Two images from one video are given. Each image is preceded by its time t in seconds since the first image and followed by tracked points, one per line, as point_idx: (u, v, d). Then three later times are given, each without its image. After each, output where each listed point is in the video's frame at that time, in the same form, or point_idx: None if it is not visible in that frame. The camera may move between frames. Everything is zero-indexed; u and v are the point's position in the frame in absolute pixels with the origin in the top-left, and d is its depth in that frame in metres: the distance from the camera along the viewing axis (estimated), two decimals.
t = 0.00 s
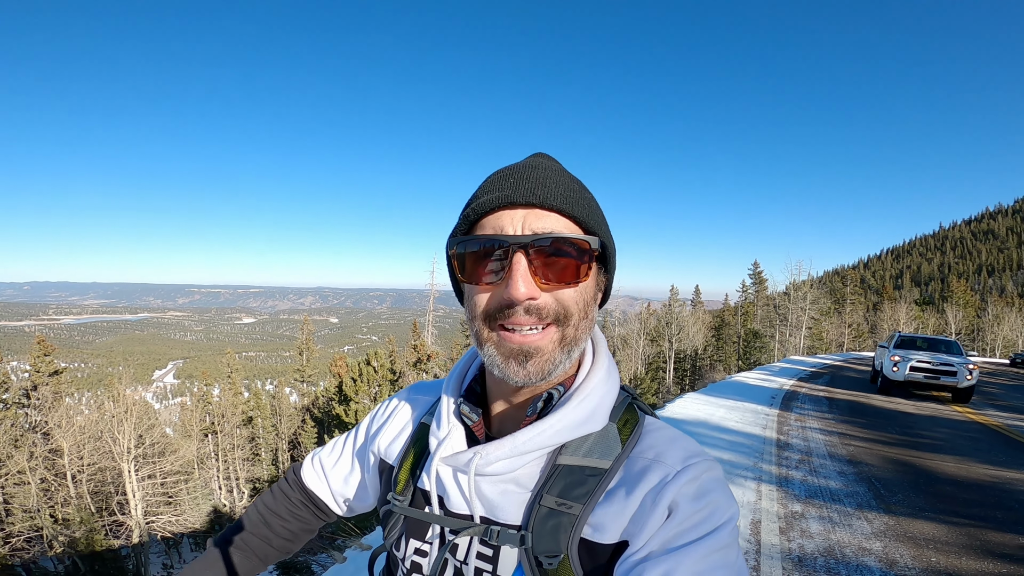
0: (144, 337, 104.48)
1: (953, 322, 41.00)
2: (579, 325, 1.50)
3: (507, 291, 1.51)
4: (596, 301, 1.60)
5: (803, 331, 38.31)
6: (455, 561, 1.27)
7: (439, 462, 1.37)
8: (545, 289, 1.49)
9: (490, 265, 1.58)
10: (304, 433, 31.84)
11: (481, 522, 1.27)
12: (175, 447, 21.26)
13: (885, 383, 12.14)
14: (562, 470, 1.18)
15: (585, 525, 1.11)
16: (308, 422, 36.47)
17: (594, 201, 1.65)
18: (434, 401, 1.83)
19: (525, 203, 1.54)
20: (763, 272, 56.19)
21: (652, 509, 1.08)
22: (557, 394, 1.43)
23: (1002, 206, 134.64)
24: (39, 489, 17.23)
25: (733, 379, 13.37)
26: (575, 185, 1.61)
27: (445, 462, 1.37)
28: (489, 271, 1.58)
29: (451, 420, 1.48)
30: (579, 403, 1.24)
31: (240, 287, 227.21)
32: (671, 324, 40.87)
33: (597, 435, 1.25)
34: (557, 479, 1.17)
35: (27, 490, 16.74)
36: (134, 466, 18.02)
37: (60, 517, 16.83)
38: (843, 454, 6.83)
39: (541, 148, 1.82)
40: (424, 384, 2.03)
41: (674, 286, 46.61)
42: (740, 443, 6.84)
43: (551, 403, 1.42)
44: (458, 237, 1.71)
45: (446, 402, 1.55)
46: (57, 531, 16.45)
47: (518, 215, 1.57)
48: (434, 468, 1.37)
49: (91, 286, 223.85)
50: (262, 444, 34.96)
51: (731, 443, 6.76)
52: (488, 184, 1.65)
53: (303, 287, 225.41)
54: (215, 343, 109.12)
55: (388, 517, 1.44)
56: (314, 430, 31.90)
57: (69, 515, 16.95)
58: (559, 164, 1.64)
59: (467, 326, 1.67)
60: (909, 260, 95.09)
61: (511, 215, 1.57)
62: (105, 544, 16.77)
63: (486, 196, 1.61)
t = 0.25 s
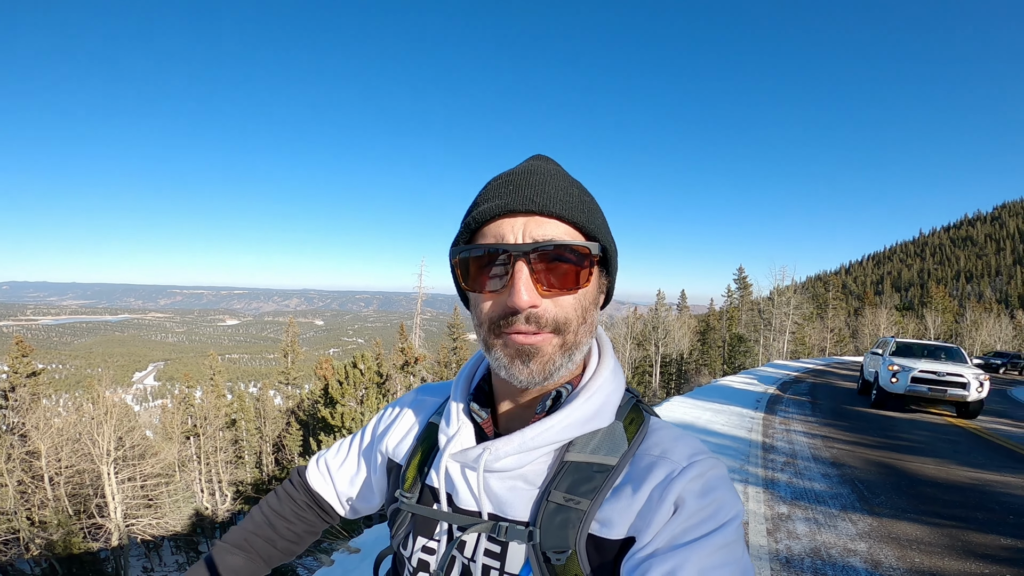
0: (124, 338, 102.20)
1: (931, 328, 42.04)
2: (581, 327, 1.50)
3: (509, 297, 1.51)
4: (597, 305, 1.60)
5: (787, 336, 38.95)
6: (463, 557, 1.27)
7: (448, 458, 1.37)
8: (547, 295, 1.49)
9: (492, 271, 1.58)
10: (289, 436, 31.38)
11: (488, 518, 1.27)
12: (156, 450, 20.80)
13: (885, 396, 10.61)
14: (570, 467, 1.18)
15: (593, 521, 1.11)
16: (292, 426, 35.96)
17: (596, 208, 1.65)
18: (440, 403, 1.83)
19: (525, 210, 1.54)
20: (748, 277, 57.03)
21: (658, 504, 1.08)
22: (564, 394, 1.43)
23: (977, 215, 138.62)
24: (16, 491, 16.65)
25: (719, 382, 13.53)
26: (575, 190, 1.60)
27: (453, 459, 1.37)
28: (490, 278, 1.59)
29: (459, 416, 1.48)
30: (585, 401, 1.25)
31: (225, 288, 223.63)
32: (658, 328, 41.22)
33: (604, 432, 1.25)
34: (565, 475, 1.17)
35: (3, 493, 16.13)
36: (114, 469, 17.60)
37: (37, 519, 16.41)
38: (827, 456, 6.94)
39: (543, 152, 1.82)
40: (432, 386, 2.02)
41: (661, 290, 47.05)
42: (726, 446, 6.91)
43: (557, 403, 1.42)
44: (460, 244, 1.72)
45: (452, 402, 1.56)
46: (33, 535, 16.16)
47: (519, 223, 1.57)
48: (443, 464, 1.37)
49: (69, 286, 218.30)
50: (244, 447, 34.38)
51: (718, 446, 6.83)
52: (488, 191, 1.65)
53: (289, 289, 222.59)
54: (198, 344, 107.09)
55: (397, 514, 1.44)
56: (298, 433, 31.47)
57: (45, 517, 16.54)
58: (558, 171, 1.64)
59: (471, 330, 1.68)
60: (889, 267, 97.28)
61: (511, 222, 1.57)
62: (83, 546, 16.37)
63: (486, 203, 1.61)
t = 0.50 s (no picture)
0: (114, 333, 101.18)
1: (921, 327, 42.55)
2: (575, 335, 1.50)
3: (502, 305, 1.51)
4: (592, 310, 1.60)
5: (779, 334, 39.29)
6: (459, 560, 1.27)
7: (444, 462, 1.36)
8: (541, 302, 1.49)
9: (486, 277, 1.58)
10: (281, 432, 31.24)
11: (484, 522, 1.27)
12: (146, 446, 20.64)
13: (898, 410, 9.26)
14: (565, 472, 1.18)
15: (588, 526, 1.11)
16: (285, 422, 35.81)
17: (590, 212, 1.66)
18: (436, 406, 1.82)
19: (519, 216, 1.54)
20: (741, 276, 57.42)
21: (653, 508, 1.08)
22: (560, 398, 1.43)
23: (968, 217, 140.19)
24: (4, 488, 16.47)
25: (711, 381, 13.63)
26: (572, 195, 1.60)
27: (449, 463, 1.36)
28: (484, 284, 1.59)
29: (454, 423, 1.48)
30: (580, 405, 1.24)
31: (217, 284, 221.73)
32: (651, 326, 41.39)
33: (601, 436, 1.25)
34: (561, 479, 1.17)
35: None
36: (104, 465, 17.47)
37: (26, 516, 16.29)
38: (817, 455, 7.01)
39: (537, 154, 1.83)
40: (428, 388, 2.01)
41: (654, 289, 47.27)
42: (718, 445, 6.97)
43: (554, 407, 1.42)
44: (456, 249, 1.71)
45: (449, 406, 1.55)
46: (22, 531, 16.05)
47: (513, 229, 1.56)
48: (438, 469, 1.37)
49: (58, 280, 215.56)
50: (236, 443, 34.17)
51: (710, 444, 6.89)
52: (484, 195, 1.64)
53: (282, 284, 221.10)
54: (189, 340, 106.23)
55: (393, 518, 1.44)
56: (291, 430, 31.29)
57: (35, 513, 16.41)
58: (554, 175, 1.64)
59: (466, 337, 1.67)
60: (880, 267, 98.22)
61: (506, 229, 1.56)
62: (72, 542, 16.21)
63: (481, 208, 1.61)
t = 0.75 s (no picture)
0: (105, 335, 100.10)
1: (911, 322, 43.08)
2: (574, 335, 1.50)
3: (500, 304, 1.51)
4: (593, 308, 1.59)
5: (771, 330, 39.66)
6: (457, 556, 1.28)
7: (442, 458, 1.37)
8: (539, 302, 1.48)
9: (486, 276, 1.58)
10: (276, 433, 31.10)
11: (481, 518, 1.27)
12: (140, 448, 20.46)
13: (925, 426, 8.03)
14: (562, 470, 1.18)
15: (583, 525, 1.11)
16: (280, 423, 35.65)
17: (592, 210, 1.64)
18: (440, 403, 1.82)
19: (519, 215, 1.54)
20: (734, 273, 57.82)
21: (649, 509, 1.06)
22: (559, 395, 1.43)
23: (956, 211, 141.85)
24: None
25: (705, 377, 13.74)
26: (571, 192, 1.60)
27: (447, 459, 1.37)
28: (483, 284, 1.59)
29: (455, 418, 1.48)
30: (578, 402, 1.23)
31: (208, 284, 219.85)
32: (645, 322, 41.55)
33: (600, 435, 1.24)
34: (557, 477, 1.17)
35: None
36: (98, 468, 17.32)
37: (21, 519, 16.11)
38: (811, 450, 7.08)
39: (538, 150, 1.80)
40: (435, 385, 2.00)
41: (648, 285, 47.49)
42: (714, 440, 7.04)
43: (553, 403, 1.42)
44: (456, 247, 1.71)
45: (450, 405, 1.56)
46: (17, 534, 15.90)
47: (512, 228, 1.56)
48: (437, 466, 1.37)
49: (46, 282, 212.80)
50: (231, 444, 33.92)
51: (706, 440, 6.94)
52: (485, 192, 1.63)
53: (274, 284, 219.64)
54: (181, 341, 105.31)
55: (395, 513, 1.46)
56: (286, 430, 31.10)
57: (29, 516, 16.24)
58: (555, 170, 1.63)
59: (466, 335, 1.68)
60: (870, 262, 99.26)
61: (505, 228, 1.56)
62: (68, 545, 16.02)
63: (481, 206, 1.60)
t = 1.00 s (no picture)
0: (97, 335, 99.10)
1: (904, 324, 43.43)
2: (555, 336, 1.45)
3: (477, 312, 1.48)
4: (578, 305, 1.52)
5: (766, 332, 39.89)
6: (459, 545, 1.30)
7: (444, 451, 1.36)
8: (513, 308, 1.44)
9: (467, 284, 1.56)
10: (270, 434, 30.92)
11: (481, 508, 1.28)
12: (133, 448, 20.27)
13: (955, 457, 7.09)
14: (561, 463, 1.17)
15: (580, 517, 1.11)
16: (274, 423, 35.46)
17: (571, 206, 1.55)
18: (446, 396, 1.82)
19: (488, 222, 1.49)
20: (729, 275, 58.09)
21: (646, 504, 1.06)
22: (557, 390, 1.42)
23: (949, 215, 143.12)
24: None
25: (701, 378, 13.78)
26: (539, 190, 1.49)
27: (448, 451, 1.37)
28: (464, 291, 1.57)
29: (458, 411, 1.49)
30: (572, 398, 1.21)
31: (202, 284, 218.51)
32: (641, 324, 41.66)
33: (596, 428, 1.23)
34: (555, 470, 1.17)
35: None
36: (90, 468, 17.15)
37: (12, 520, 15.87)
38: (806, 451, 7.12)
39: (525, 146, 1.74)
40: (442, 379, 2.00)
41: (644, 287, 47.63)
42: (710, 441, 7.07)
43: (550, 400, 1.41)
44: (440, 257, 1.72)
45: (451, 400, 1.57)
46: (7, 535, 15.60)
47: (482, 236, 1.52)
48: (440, 457, 1.37)
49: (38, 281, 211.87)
50: (224, 445, 33.69)
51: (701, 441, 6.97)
52: (459, 202, 1.60)
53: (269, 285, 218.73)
54: (174, 342, 104.48)
55: (400, 503, 1.48)
56: (281, 431, 30.93)
57: (21, 517, 16.07)
58: (520, 170, 1.55)
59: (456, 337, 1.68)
60: (864, 265, 99.98)
61: (475, 236, 1.52)
62: (59, 546, 15.81)
63: (455, 215, 1.58)
